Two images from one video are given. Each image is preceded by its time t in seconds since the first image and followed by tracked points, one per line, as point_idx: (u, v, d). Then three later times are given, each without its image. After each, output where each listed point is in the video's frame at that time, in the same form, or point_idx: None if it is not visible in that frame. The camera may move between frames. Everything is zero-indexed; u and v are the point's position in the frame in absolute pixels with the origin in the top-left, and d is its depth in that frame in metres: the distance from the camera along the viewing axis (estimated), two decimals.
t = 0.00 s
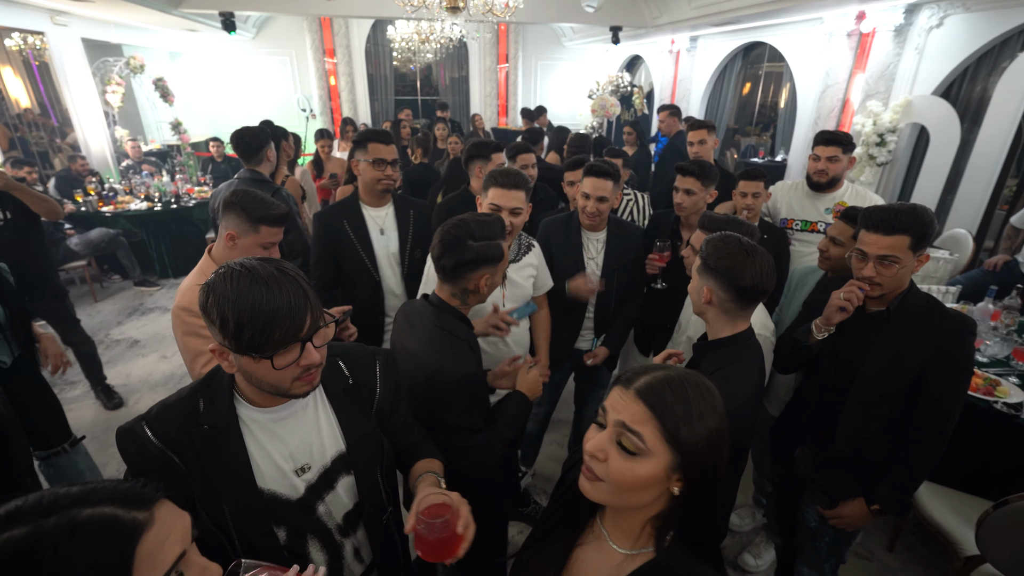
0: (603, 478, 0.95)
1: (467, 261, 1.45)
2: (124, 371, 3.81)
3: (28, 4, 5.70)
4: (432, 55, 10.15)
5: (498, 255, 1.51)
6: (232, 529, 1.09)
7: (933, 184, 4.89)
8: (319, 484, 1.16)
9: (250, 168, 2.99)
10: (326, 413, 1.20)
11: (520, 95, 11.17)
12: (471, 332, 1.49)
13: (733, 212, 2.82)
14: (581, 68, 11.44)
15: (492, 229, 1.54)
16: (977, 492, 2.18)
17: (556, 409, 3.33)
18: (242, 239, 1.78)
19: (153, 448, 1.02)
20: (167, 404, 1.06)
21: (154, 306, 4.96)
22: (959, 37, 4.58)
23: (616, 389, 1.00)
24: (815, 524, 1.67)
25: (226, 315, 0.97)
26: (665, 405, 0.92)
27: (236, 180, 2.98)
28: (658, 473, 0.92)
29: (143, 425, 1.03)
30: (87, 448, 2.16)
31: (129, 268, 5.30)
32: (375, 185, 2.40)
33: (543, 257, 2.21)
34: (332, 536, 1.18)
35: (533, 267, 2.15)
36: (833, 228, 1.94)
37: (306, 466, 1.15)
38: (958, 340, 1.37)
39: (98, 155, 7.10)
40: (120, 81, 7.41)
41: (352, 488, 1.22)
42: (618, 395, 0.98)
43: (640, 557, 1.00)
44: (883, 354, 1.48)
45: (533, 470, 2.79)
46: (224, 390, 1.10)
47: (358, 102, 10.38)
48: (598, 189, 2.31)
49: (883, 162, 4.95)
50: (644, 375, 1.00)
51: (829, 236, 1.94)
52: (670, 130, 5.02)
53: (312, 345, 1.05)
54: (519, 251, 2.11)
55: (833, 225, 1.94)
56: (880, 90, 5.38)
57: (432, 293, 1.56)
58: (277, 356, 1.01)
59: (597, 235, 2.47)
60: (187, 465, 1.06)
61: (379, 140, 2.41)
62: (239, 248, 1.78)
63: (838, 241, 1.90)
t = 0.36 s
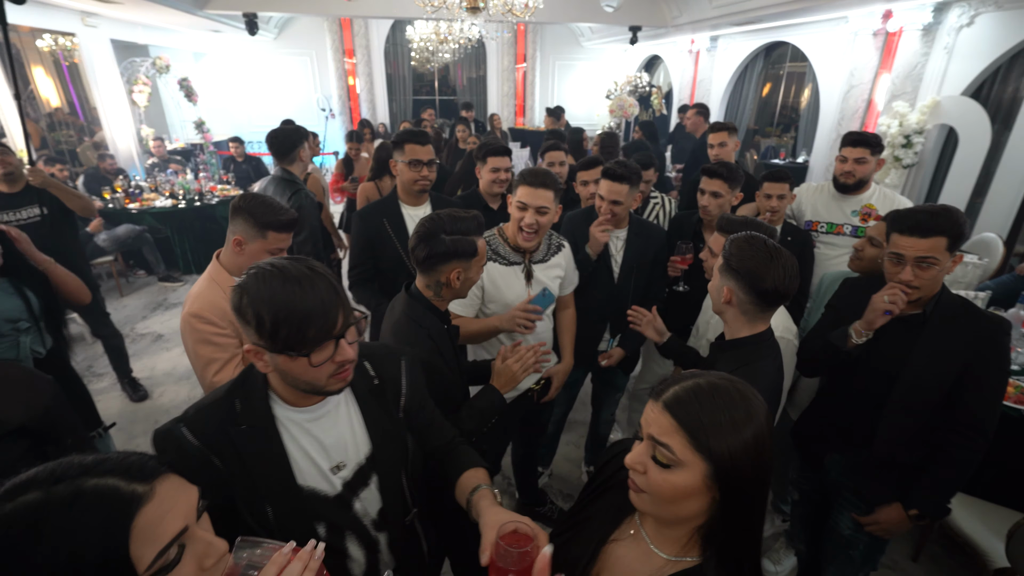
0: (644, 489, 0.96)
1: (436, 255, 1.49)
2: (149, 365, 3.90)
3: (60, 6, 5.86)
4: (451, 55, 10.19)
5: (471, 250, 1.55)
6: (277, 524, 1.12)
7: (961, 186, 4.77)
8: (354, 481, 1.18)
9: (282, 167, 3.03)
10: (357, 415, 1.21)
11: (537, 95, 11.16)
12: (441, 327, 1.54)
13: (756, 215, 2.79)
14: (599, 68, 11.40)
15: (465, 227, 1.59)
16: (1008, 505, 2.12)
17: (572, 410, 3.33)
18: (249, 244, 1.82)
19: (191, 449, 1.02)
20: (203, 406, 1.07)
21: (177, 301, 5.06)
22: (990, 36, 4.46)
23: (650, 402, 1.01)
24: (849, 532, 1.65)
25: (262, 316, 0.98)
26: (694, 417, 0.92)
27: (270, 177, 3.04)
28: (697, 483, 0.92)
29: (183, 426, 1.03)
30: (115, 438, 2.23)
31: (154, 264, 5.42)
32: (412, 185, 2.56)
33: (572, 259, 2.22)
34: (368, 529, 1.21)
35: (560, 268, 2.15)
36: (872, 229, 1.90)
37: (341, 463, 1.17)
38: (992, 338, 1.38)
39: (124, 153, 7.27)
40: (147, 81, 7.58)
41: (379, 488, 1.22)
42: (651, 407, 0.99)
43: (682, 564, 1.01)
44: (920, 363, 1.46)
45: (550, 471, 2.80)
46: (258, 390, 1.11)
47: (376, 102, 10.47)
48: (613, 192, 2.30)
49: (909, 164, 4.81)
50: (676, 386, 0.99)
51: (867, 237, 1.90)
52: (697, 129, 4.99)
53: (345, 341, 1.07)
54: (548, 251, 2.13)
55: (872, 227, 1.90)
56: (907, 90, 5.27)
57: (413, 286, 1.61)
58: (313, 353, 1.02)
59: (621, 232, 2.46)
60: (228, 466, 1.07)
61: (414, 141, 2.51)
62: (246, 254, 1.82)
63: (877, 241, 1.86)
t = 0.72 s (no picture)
0: (694, 495, 0.97)
1: (447, 258, 1.52)
2: (188, 355, 4.05)
3: (109, 11, 6.12)
4: (480, 56, 10.26)
5: (482, 254, 1.53)
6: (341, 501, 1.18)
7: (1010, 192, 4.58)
8: (415, 464, 1.23)
9: (341, 168, 3.14)
10: (423, 404, 1.26)
11: (565, 95, 11.14)
12: (453, 329, 1.56)
13: (794, 218, 2.75)
14: (628, 69, 11.31)
15: (479, 230, 1.56)
16: None
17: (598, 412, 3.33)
18: (283, 243, 1.83)
19: (271, 416, 1.14)
20: (286, 381, 1.17)
21: (214, 295, 5.23)
22: None
23: (696, 411, 1.01)
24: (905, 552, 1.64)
25: (344, 297, 1.03)
26: (738, 424, 0.92)
27: (326, 177, 3.16)
28: (745, 489, 0.91)
29: (267, 399, 1.15)
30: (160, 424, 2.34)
31: (193, 258, 5.61)
32: (453, 188, 2.65)
33: (605, 262, 2.24)
34: (422, 514, 1.25)
35: (592, 272, 2.16)
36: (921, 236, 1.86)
37: (404, 446, 1.22)
38: None
39: (166, 152, 7.55)
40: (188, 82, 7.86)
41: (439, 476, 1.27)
42: (696, 416, 1.00)
43: (734, 566, 1.00)
44: (996, 379, 1.44)
45: (577, 472, 2.80)
46: (335, 370, 1.17)
47: (406, 103, 10.59)
48: (675, 204, 2.28)
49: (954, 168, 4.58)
50: (721, 394, 1.00)
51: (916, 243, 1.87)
52: (734, 130, 4.92)
53: (416, 331, 1.10)
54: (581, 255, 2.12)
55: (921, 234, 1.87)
56: (953, 92, 5.09)
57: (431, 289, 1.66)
58: (388, 338, 1.06)
59: (652, 243, 2.49)
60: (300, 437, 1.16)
61: (455, 144, 2.58)
62: (281, 252, 1.85)
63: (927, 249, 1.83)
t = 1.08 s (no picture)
0: (756, 497, 0.96)
1: (499, 252, 1.54)
2: (237, 345, 4.24)
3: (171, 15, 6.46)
4: (521, 57, 10.29)
5: (533, 252, 1.55)
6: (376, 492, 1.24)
7: None
8: (443, 466, 1.27)
9: (401, 168, 3.21)
10: (454, 407, 1.29)
11: (605, 96, 11.05)
12: (506, 325, 1.63)
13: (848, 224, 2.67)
14: (671, 69, 11.13)
15: (533, 228, 1.59)
16: None
17: (634, 416, 3.31)
18: (333, 242, 1.90)
19: (312, 412, 1.20)
20: (328, 376, 1.23)
21: (261, 288, 5.44)
22: None
23: (766, 415, 1.01)
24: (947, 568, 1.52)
25: (388, 295, 1.07)
26: (812, 428, 0.92)
27: (385, 177, 3.24)
28: (812, 492, 0.90)
29: (308, 393, 1.20)
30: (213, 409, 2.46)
31: (242, 252, 5.85)
32: (491, 189, 2.70)
33: (635, 266, 2.20)
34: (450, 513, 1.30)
35: (625, 275, 2.14)
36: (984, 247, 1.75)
37: (432, 448, 1.26)
38: None
39: (219, 150, 7.91)
40: (240, 83, 8.20)
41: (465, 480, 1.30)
42: (766, 419, 1.00)
43: None
44: None
45: (611, 475, 2.80)
46: (372, 369, 1.23)
47: (446, 103, 10.70)
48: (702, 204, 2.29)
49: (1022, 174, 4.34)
50: (793, 401, 1.00)
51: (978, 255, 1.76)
52: (785, 131, 4.79)
53: (454, 332, 1.13)
54: (613, 257, 2.11)
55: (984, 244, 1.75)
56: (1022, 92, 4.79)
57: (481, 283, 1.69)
58: (428, 337, 1.09)
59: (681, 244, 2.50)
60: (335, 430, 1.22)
61: (494, 145, 2.59)
62: (332, 250, 1.91)
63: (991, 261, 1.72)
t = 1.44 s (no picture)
0: (836, 518, 0.93)
1: (559, 242, 1.58)
2: (296, 333, 4.45)
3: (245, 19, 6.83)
4: (575, 57, 10.26)
5: (593, 242, 1.56)
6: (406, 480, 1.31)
7: None
8: (462, 453, 1.32)
9: (464, 165, 3.30)
10: (472, 396, 1.35)
11: (660, 97, 10.84)
12: (569, 320, 1.62)
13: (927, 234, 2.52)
14: (730, 69, 10.79)
15: (592, 220, 1.61)
16: None
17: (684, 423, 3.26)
18: (410, 228, 1.99)
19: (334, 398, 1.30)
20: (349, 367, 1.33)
21: (318, 280, 5.69)
22: None
23: (845, 434, 0.99)
24: None
25: (397, 291, 1.15)
26: (899, 447, 0.89)
27: (449, 174, 3.32)
28: (901, 515, 0.87)
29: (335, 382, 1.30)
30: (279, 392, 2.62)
31: (302, 245, 6.13)
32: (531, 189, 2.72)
33: (686, 275, 2.14)
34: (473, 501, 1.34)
35: (672, 285, 2.09)
36: None
37: (452, 437, 1.32)
38: None
39: (283, 147, 8.31)
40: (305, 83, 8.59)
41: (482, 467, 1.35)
42: (845, 437, 0.98)
43: None
44: None
45: (658, 482, 2.77)
46: (392, 361, 1.30)
47: (498, 103, 10.80)
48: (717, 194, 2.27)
49: None
50: (876, 420, 0.97)
51: None
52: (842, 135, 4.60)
53: (463, 321, 1.19)
54: (657, 267, 2.06)
55: None
56: None
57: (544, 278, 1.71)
58: (438, 328, 1.16)
59: (701, 239, 2.46)
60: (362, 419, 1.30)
61: (533, 145, 2.61)
62: (409, 236, 2.01)
63: None
